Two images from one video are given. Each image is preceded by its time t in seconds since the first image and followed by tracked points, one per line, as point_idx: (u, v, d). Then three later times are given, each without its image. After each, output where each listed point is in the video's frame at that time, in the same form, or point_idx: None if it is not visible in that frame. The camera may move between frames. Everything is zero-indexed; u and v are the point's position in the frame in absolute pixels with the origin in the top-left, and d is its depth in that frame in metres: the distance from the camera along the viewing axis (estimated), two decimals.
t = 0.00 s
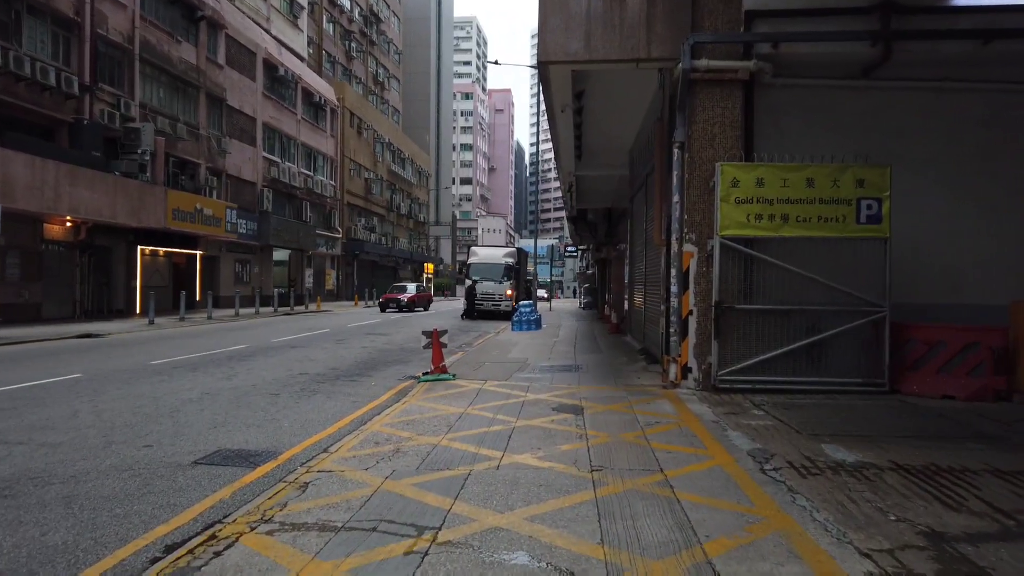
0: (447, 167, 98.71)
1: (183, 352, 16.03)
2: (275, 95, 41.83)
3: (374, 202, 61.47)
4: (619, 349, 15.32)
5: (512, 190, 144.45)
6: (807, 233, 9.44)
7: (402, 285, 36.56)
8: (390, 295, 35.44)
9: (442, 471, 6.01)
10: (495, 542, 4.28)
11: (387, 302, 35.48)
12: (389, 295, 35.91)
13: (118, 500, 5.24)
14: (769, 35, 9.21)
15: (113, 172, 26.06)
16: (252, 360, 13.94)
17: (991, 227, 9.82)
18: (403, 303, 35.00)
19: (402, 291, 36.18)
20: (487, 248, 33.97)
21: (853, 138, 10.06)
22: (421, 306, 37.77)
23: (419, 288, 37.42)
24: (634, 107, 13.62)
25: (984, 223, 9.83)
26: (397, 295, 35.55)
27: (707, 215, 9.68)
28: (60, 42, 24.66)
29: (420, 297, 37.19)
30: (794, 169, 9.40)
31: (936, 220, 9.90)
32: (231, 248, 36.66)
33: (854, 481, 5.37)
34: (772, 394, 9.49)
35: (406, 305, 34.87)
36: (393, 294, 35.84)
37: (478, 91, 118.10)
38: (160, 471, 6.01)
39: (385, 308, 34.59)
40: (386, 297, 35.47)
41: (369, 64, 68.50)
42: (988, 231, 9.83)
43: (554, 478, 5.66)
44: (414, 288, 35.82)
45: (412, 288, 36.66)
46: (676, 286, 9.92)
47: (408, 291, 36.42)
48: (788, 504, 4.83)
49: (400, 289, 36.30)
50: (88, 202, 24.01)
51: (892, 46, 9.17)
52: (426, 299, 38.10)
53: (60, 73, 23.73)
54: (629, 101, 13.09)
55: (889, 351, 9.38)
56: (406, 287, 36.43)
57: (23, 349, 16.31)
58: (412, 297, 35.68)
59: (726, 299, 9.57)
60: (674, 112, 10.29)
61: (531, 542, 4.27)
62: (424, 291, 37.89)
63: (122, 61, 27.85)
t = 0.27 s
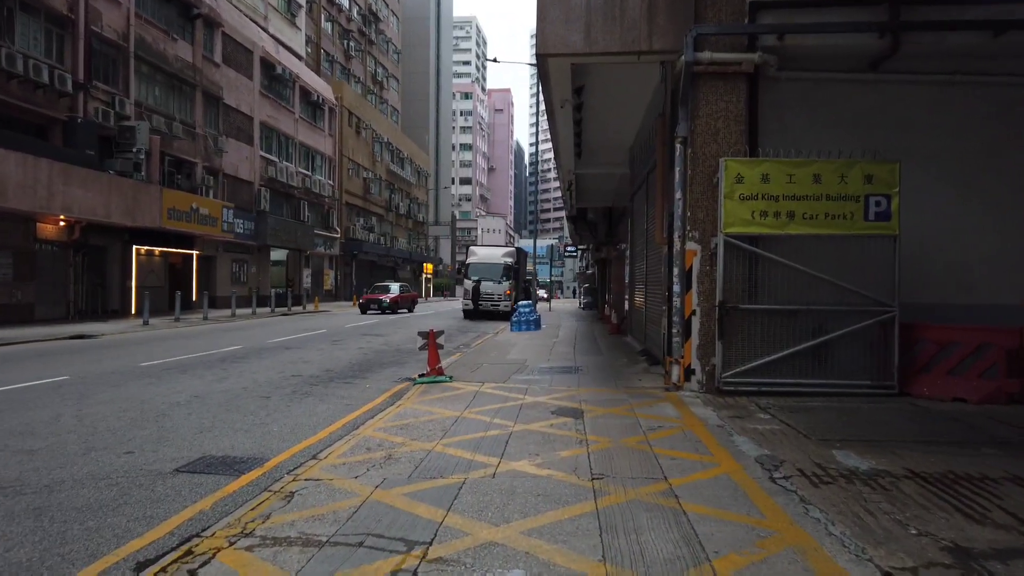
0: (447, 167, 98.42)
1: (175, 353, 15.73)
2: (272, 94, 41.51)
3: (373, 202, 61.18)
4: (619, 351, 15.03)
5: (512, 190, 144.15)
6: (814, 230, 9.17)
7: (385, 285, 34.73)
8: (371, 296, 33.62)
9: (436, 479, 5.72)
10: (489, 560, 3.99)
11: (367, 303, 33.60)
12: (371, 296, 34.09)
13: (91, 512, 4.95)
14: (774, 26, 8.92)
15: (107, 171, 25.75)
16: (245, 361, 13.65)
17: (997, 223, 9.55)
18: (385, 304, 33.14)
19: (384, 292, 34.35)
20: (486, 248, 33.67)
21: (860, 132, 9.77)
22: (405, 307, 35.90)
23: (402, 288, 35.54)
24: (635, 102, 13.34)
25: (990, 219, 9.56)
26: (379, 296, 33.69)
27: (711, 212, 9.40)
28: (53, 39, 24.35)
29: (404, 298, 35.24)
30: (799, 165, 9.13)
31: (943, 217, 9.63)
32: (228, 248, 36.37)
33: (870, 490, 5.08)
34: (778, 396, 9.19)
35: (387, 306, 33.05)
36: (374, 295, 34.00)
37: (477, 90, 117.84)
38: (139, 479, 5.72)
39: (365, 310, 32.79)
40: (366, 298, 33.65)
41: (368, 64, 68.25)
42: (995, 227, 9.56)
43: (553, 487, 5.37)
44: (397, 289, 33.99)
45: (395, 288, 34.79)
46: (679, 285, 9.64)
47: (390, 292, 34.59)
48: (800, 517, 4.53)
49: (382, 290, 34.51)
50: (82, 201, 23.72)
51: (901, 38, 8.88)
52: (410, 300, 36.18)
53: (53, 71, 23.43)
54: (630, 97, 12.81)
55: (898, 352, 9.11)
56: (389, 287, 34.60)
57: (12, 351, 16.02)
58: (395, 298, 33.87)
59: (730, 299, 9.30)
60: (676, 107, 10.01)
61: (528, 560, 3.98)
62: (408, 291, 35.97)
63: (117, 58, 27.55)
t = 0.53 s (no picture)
0: (447, 167, 98.16)
1: (169, 355, 15.46)
2: (270, 93, 41.23)
3: (373, 202, 60.91)
4: (620, 352, 14.75)
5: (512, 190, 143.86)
6: (822, 230, 8.90)
7: (366, 285, 32.84)
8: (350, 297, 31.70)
9: (429, 491, 5.46)
10: None
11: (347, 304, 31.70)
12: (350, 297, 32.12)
13: (63, 528, 4.68)
14: (780, 20, 8.66)
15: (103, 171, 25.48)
16: (239, 364, 13.38)
17: (1008, 222, 9.27)
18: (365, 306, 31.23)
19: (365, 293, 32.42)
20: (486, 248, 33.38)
21: (868, 129, 9.50)
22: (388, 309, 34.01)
23: (385, 288, 33.64)
24: (636, 99, 13.07)
25: (1002, 218, 9.29)
26: (359, 297, 31.76)
27: (715, 211, 9.13)
28: (48, 38, 24.08)
29: (386, 299, 33.29)
30: (806, 162, 8.88)
31: (952, 216, 9.36)
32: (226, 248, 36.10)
33: (887, 504, 4.81)
34: (784, 400, 8.92)
35: (367, 308, 31.19)
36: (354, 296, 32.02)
37: (477, 90, 117.56)
38: (119, 491, 5.46)
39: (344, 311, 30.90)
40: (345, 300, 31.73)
41: (368, 63, 68.00)
42: (1005, 225, 9.29)
43: (552, 500, 5.10)
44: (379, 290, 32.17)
45: (377, 289, 32.91)
46: (682, 287, 9.37)
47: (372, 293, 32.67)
48: (815, 533, 4.27)
49: (362, 290, 32.61)
50: (76, 201, 23.46)
51: (910, 32, 8.62)
52: (393, 301, 34.28)
53: (48, 69, 23.18)
54: (631, 93, 12.55)
55: (909, 355, 8.84)
56: (370, 287, 32.72)
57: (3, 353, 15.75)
58: (376, 299, 31.98)
59: (735, 300, 9.03)
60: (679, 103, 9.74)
61: None
62: (390, 292, 34.08)
63: (112, 57, 27.30)
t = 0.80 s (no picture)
0: (446, 166, 97.84)
1: (161, 355, 15.13)
2: (268, 91, 40.88)
3: (372, 201, 60.59)
4: (622, 353, 14.42)
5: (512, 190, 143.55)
6: (831, 226, 8.59)
7: (344, 285, 30.28)
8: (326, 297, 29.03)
9: (423, 501, 5.15)
10: None
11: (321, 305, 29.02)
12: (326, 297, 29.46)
13: (28, 542, 4.36)
14: (789, 9, 8.34)
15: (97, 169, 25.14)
16: (232, 364, 13.05)
17: (1018, 216, 8.97)
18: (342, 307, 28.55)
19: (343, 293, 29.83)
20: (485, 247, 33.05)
21: (879, 123, 9.19)
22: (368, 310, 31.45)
23: (365, 288, 31.10)
24: (638, 93, 12.75)
25: (1012, 212, 8.99)
26: (334, 297, 29.10)
27: (721, 207, 8.83)
28: (41, 34, 23.74)
29: (365, 300, 30.69)
30: (816, 157, 8.57)
31: (965, 213, 9.05)
32: (223, 247, 35.78)
33: (912, 517, 4.50)
34: (793, 403, 8.62)
35: (344, 309, 28.44)
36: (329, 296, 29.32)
37: (476, 89, 117.23)
38: (92, 501, 5.14)
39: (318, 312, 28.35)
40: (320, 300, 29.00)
41: (367, 62, 67.68)
42: (1019, 221, 8.97)
43: (552, 512, 4.79)
44: (357, 289, 29.68)
45: (356, 289, 30.34)
46: (687, 286, 9.07)
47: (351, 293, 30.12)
48: (837, 550, 3.96)
49: (340, 290, 30.03)
50: (70, 199, 23.14)
51: (924, 21, 8.30)
52: (374, 302, 31.72)
53: (41, 66, 22.84)
54: (634, 86, 12.24)
55: (921, 356, 8.53)
56: (348, 287, 30.10)
57: None
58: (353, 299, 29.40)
59: (742, 299, 8.73)
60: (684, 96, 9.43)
61: None
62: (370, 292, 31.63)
63: (107, 54, 26.97)
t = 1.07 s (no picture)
0: (445, 166, 97.58)
1: (151, 357, 14.84)
2: (264, 90, 40.58)
3: (369, 201, 60.31)
4: (621, 355, 14.14)
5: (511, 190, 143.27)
6: (837, 225, 8.32)
7: (319, 285, 28.13)
8: (296, 299, 26.84)
9: (411, 514, 4.87)
10: None
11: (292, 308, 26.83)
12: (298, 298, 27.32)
13: None
14: (793, 2, 8.08)
15: (89, 168, 24.85)
16: (223, 367, 12.77)
17: None
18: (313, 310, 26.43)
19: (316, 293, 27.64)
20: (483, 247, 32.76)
21: (886, 119, 8.92)
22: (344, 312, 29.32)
23: (341, 287, 28.93)
24: (638, 90, 12.49)
25: None
26: (306, 299, 26.87)
27: (723, 205, 8.56)
28: (33, 32, 23.45)
29: (340, 301, 28.48)
30: (822, 153, 8.30)
31: (974, 212, 8.79)
32: (219, 247, 35.47)
33: (930, 533, 4.22)
34: (797, 408, 8.35)
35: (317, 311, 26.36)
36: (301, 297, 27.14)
37: (475, 89, 116.97)
38: (62, 516, 4.85)
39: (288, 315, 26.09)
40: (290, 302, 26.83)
41: (365, 61, 67.43)
42: None
43: (548, 526, 4.52)
44: (331, 290, 27.57)
45: (330, 289, 28.18)
46: (688, 286, 8.81)
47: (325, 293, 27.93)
48: (852, 572, 3.69)
49: (314, 291, 27.89)
50: (61, 198, 22.85)
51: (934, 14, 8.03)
52: (350, 303, 29.54)
53: (32, 63, 22.53)
54: (633, 82, 11.98)
55: (930, 360, 8.27)
56: (322, 287, 27.93)
57: None
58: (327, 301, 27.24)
59: (744, 301, 8.47)
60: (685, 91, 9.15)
61: None
62: (347, 293, 29.55)
63: (101, 52, 26.67)
